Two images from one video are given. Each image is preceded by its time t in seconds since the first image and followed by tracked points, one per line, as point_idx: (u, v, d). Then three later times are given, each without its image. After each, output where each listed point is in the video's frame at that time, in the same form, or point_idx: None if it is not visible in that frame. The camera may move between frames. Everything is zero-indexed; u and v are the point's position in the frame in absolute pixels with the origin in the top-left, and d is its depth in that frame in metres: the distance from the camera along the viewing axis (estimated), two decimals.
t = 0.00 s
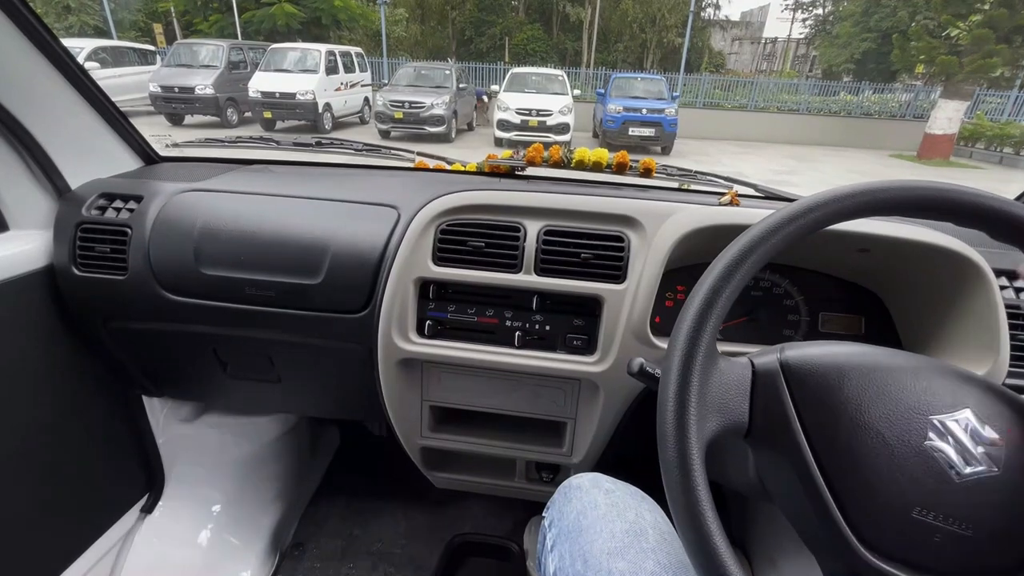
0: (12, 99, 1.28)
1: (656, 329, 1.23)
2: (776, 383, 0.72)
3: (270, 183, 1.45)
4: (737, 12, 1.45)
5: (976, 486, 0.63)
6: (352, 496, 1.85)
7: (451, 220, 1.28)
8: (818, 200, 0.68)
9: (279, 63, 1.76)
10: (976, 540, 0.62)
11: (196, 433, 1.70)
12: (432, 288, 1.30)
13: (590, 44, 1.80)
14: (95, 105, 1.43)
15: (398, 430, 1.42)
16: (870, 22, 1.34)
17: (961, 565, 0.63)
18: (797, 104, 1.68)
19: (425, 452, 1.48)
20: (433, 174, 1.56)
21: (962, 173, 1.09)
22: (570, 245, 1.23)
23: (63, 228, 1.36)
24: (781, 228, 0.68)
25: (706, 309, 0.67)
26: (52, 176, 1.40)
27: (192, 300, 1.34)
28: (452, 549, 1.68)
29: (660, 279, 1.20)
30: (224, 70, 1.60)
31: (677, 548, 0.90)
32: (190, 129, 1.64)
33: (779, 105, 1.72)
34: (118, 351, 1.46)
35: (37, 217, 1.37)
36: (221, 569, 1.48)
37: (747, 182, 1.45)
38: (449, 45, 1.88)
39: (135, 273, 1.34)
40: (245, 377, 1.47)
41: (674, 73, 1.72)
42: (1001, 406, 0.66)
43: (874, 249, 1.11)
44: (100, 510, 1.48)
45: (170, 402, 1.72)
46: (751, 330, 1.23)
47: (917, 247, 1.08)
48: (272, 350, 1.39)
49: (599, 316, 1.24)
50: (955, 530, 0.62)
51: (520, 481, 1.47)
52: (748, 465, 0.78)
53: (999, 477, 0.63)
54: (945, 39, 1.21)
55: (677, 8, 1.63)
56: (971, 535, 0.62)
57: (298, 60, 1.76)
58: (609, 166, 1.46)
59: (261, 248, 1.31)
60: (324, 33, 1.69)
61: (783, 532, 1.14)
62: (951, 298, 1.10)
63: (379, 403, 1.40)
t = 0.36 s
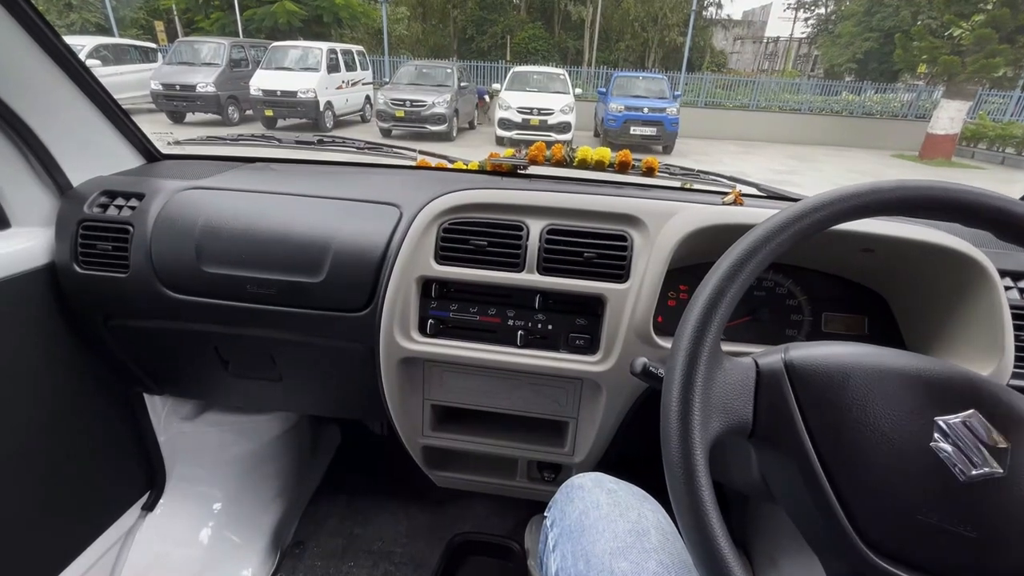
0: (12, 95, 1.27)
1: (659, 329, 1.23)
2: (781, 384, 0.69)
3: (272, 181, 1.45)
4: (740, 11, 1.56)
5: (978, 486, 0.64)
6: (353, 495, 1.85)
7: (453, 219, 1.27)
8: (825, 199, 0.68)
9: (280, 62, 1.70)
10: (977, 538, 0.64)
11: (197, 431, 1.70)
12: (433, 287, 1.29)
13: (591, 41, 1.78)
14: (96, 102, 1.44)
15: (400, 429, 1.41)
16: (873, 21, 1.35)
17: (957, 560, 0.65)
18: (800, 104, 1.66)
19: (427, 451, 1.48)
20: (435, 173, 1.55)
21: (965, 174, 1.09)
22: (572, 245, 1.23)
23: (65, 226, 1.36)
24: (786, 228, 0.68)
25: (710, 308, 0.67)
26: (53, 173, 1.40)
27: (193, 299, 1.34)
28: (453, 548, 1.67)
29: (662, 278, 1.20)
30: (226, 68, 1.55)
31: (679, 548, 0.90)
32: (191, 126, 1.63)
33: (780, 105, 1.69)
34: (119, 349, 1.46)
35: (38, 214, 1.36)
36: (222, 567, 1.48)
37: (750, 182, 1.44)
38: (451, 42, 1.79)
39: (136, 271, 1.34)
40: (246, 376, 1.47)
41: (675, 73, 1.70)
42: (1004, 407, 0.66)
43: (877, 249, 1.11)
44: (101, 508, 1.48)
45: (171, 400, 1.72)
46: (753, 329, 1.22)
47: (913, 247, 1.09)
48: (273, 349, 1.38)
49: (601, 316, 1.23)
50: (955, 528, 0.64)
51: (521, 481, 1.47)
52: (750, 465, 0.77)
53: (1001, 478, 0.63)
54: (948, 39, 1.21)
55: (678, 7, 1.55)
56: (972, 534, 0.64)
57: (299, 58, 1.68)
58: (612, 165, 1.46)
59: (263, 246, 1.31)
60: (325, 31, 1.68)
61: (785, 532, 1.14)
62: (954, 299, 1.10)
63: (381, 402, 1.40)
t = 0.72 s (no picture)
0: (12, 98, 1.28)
1: (653, 333, 1.24)
2: (771, 385, 0.73)
3: (271, 185, 1.46)
4: (736, 19, 1.49)
5: (966, 489, 0.63)
6: (350, 498, 1.85)
7: (451, 223, 1.28)
8: (816, 205, 0.69)
9: (280, 66, 1.82)
10: (967, 544, 0.62)
11: (194, 434, 1.70)
12: (431, 291, 1.30)
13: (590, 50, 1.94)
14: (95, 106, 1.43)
15: (397, 432, 1.42)
16: (869, 28, 1.38)
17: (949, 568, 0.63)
18: (796, 110, 1.73)
19: (423, 454, 1.49)
20: (432, 177, 1.57)
21: (959, 180, 1.10)
22: (568, 249, 1.24)
23: (65, 228, 1.37)
24: (776, 233, 0.69)
25: (701, 313, 0.68)
26: (53, 177, 1.41)
27: (192, 302, 1.35)
28: (449, 551, 1.67)
29: (657, 282, 1.21)
30: (224, 72, 1.63)
31: (672, 550, 0.91)
32: (191, 130, 1.64)
33: (777, 111, 1.77)
34: (118, 352, 1.46)
35: (38, 218, 1.37)
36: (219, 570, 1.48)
37: (744, 188, 1.46)
38: (450, 48, 1.95)
39: (136, 274, 1.35)
40: (245, 378, 1.48)
41: (673, 77, 1.81)
42: (993, 412, 0.67)
43: (868, 255, 1.12)
44: (98, 511, 1.48)
45: (168, 402, 1.72)
46: (748, 334, 1.23)
47: (911, 254, 1.09)
48: (271, 352, 1.39)
49: (597, 320, 1.24)
50: (943, 532, 0.63)
51: (517, 484, 1.48)
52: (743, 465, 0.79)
53: (988, 481, 0.63)
54: (943, 46, 1.22)
55: (677, 12, 1.76)
56: (961, 538, 0.62)
57: (300, 62, 1.81)
58: (608, 170, 1.47)
59: (261, 249, 1.31)
60: (325, 36, 1.69)
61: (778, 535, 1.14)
62: (945, 304, 1.11)
63: (378, 405, 1.41)
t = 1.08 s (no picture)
0: (12, 99, 1.30)
1: (650, 339, 1.25)
2: (775, 365, 0.75)
3: (274, 192, 1.48)
4: (733, 25, 1.55)
5: (946, 493, 0.65)
6: (349, 502, 1.86)
7: (451, 231, 1.30)
8: (816, 214, 0.70)
9: (278, 70, 1.70)
10: (937, 544, 0.65)
11: (195, 439, 1.71)
12: (431, 297, 1.31)
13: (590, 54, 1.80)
14: (96, 109, 1.46)
15: (396, 436, 1.43)
16: (865, 35, 1.39)
17: (914, 565, 0.66)
18: (793, 116, 1.69)
19: (423, 459, 1.50)
20: (433, 185, 1.58)
21: (953, 189, 1.12)
22: (567, 256, 1.26)
23: (69, 235, 1.38)
24: (774, 240, 0.71)
25: (700, 314, 0.70)
26: (60, 185, 1.44)
27: (194, 308, 1.36)
28: (450, 554, 1.68)
29: (655, 288, 1.23)
30: (224, 76, 1.58)
31: (668, 554, 0.92)
32: (190, 134, 1.63)
33: (775, 117, 1.72)
34: (121, 357, 1.48)
35: (43, 225, 1.39)
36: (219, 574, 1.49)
37: (741, 196, 1.48)
38: (447, 53, 1.94)
39: (139, 280, 1.36)
40: (247, 383, 1.49)
41: (672, 83, 1.69)
42: (990, 429, 0.68)
43: (861, 263, 1.14)
44: (99, 516, 1.49)
45: (169, 407, 1.73)
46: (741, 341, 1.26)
47: (897, 261, 1.12)
48: (272, 357, 1.40)
49: (595, 326, 1.26)
50: (914, 530, 0.66)
51: (516, 488, 1.49)
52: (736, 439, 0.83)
53: (970, 490, 0.65)
54: (939, 53, 1.26)
55: (675, 21, 1.68)
56: (932, 539, 0.65)
57: (300, 67, 1.70)
58: (606, 178, 1.48)
59: (265, 256, 1.33)
60: (325, 41, 1.75)
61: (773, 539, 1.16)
62: (937, 311, 1.13)
63: (378, 409, 1.42)
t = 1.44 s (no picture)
0: (10, 100, 1.29)
1: (652, 340, 1.24)
2: (829, 314, 0.75)
3: (273, 192, 1.47)
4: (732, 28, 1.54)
5: (927, 487, 0.67)
6: (348, 504, 1.85)
7: (451, 231, 1.29)
8: (816, 213, 0.71)
9: (278, 72, 1.71)
10: (889, 518, 0.68)
11: (193, 439, 1.71)
12: (430, 298, 1.31)
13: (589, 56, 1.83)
14: (96, 111, 1.45)
15: (395, 438, 1.42)
16: (864, 38, 1.37)
17: (855, 522, 0.70)
18: (793, 118, 1.69)
19: (423, 461, 1.49)
20: (432, 185, 1.58)
21: (955, 189, 1.11)
22: (567, 257, 1.25)
23: (67, 235, 1.38)
24: (780, 236, 0.71)
25: (713, 288, 0.70)
26: (57, 185, 1.43)
27: (192, 308, 1.36)
28: (449, 556, 1.68)
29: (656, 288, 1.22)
30: (224, 79, 1.59)
31: (669, 556, 0.92)
32: (190, 136, 1.63)
33: (775, 119, 1.72)
34: (118, 358, 1.47)
35: (40, 225, 1.38)
36: None
37: (742, 197, 1.48)
38: (448, 55, 1.87)
39: (136, 280, 1.35)
40: (245, 384, 1.48)
41: (671, 85, 1.73)
42: (1003, 460, 0.67)
43: (862, 263, 1.14)
44: (97, 517, 1.48)
45: (167, 408, 1.72)
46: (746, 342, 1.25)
47: (899, 261, 1.11)
48: (270, 358, 1.39)
49: (595, 326, 1.25)
50: (878, 502, 0.69)
51: (516, 490, 1.48)
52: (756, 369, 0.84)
53: (950, 496, 0.66)
54: (938, 55, 1.25)
55: (674, 23, 1.69)
56: (889, 517, 0.68)
57: (300, 68, 1.70)
58: (606, 178, 1.48)
59: (263, 256, 1.32)
60: (324, 42, 1.71)
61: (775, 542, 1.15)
62: (941, 311, 1.12)
63: (377, 410, 1.41)
